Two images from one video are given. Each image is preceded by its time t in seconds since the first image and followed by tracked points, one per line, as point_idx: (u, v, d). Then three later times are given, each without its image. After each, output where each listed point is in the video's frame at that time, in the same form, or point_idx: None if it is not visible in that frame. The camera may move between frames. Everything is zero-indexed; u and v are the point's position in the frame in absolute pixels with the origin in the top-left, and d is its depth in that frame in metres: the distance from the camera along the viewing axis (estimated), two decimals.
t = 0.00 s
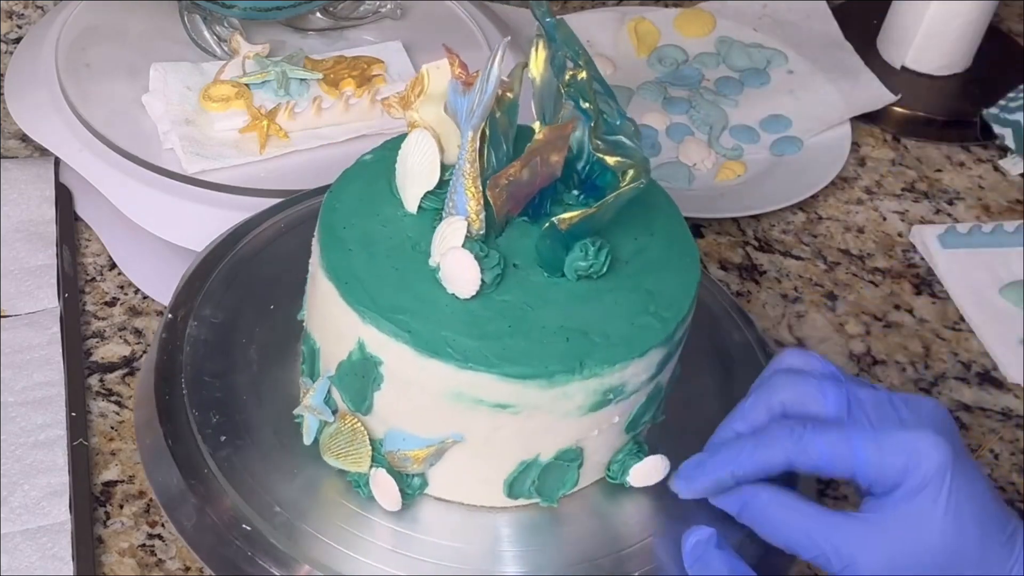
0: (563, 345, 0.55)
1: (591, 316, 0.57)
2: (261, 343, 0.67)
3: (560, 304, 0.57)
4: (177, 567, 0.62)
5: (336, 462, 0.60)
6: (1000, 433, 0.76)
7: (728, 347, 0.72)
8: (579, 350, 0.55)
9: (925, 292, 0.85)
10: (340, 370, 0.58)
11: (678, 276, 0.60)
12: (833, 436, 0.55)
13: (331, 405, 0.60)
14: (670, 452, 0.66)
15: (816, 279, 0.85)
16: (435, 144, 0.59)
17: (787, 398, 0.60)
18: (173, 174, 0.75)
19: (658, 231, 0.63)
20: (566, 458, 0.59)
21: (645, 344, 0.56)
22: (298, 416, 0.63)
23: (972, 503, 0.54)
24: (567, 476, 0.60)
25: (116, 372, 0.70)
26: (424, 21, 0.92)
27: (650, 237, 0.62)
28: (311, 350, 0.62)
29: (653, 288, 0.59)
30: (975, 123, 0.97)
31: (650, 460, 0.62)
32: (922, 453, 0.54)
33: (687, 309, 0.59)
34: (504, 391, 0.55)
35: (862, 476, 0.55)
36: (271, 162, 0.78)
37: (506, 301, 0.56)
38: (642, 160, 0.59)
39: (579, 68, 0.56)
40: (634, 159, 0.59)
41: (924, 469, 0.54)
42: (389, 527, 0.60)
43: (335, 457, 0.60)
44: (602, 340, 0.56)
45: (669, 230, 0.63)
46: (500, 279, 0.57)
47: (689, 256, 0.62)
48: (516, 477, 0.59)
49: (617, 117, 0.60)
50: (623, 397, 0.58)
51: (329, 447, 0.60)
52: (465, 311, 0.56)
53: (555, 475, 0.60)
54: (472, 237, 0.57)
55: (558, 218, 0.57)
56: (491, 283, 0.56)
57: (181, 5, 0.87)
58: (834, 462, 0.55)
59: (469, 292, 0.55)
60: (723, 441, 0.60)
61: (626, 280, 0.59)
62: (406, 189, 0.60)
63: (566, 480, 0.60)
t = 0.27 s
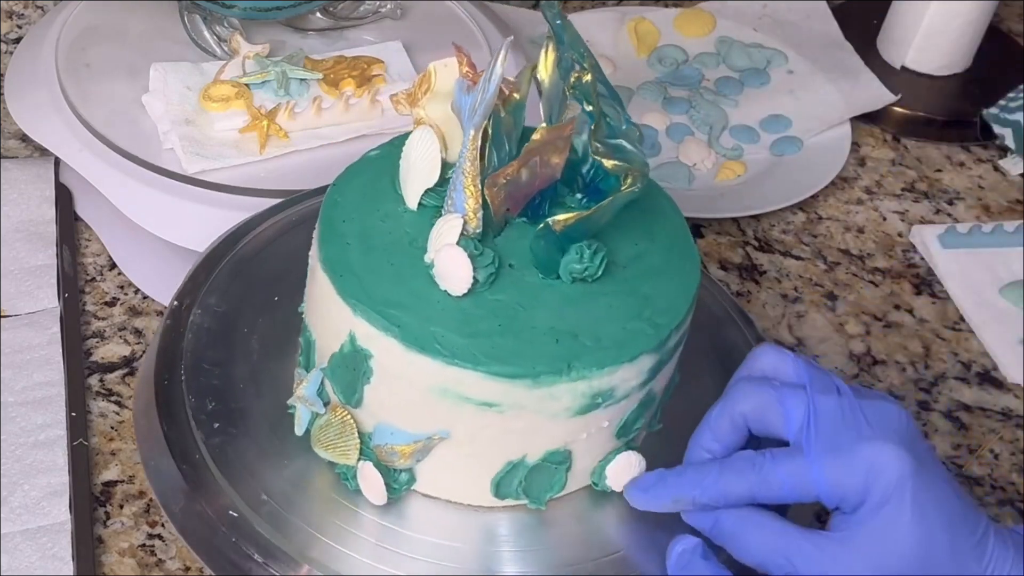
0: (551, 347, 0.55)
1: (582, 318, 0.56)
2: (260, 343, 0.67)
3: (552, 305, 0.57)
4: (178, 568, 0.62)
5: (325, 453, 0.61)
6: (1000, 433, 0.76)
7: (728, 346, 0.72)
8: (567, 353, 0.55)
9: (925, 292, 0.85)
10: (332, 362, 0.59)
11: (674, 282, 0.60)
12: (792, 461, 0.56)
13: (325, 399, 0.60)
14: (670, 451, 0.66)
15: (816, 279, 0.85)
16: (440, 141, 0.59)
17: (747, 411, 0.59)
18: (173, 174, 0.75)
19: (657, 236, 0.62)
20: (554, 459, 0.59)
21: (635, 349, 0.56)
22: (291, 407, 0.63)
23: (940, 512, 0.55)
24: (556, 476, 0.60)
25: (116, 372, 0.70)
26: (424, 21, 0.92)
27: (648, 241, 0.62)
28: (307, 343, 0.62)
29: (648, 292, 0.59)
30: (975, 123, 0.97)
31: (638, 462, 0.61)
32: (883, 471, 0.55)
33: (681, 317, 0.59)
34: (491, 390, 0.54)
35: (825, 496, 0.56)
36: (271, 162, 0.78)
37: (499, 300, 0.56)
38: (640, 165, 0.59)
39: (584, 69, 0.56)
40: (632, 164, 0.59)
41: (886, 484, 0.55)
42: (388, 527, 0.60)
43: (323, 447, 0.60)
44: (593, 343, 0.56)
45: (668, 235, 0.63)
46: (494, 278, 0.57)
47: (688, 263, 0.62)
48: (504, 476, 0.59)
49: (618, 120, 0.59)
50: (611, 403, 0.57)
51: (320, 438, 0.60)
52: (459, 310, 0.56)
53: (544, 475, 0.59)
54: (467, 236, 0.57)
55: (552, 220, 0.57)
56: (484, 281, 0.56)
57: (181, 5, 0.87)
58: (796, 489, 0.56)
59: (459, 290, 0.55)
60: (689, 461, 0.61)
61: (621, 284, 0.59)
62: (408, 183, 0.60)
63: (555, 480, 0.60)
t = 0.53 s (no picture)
0: (499, 344, 0.54)
1: (545, 322, 0.55)
2: (260, 343, 0.67)
3: (516, 303, 0.56)
4: (177, 568, 0.62)
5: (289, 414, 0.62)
6: (1000, 433, 0.76)
7: (728, 347, 0.72)
8: (514, 353, 0.54)
9: (925, 292, 0.85)
10: (305, 323, 0.61)
11: (660, 301, 0.58)
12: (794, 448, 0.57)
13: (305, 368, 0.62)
14: (671, 452, 0.66)
15: (816, 279, 0.85)
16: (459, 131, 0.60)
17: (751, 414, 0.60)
18: (173, 174, 0.75)
19: (659, 251, 0.60)
20: (496, 460, 0.58)
21: (592, 363, 0.54)
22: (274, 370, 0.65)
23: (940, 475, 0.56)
24: (500, 479, 0.59)
25: (116, 372, 0.70)
26: (425, 20, 0.92)
27: (648, 256, 0.60)
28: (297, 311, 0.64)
29: (627, 310, 0.57)
30: (976, 122, 0.96)
31: (588, 478, 0.60)
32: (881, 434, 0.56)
33: (658, 340, 0.56)
34: (433, 373, 0.54)
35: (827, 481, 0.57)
36: (271, 162, 0.78)
37: (468, 294, 0.56)
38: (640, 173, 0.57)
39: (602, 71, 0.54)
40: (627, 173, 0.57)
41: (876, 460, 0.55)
42: (387, 527, 0.59)
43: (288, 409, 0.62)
44: (548, 352, 0.54)
45: (675, 252, 0.61)
46: (467, 269, 0.57)
47: (685, 286, 0.59)
48: (445, 467, 0.59)
49: (634, 122, 0.57)
50: (555, 413, 0.56)
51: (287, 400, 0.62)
52: (418, 294, 0.56)
53: (485, 475, 0.59)
54: (454, 225, 0.57)
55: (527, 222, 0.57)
56: (455, 271, 0.56)
57: (181, 5, 0.87)
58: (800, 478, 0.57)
59: (428, 276, 0.56)
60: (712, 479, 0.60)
61: (601, 295, 0.57)
62: (421, 164, 0.60)
63: (500, 483, 0.59)
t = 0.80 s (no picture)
0: (462, 337, 0.54)
1: (517, 324, 0.55)
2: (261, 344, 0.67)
3: (492, 301, 0.55)
4: (177, 568, 0.62)
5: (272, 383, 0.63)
6: (1000, 433, 0.76)
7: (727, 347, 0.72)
8: (477, 347, 0.53)
9: (925, 292, 0.85)
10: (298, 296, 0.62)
11: (640, 317, 0.56)
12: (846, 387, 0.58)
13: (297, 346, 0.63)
14: (671, 452, 0.66)
15: (816, 279, 0.85)
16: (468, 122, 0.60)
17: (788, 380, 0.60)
18: (173, 174, 0.75)
19: (651, 270, 0.59)
20: (457, 453, 0.58)
21: (555, 368, 0.53)
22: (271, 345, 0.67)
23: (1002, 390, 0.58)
24: (463, 473, 0.58)
25: (115, 372, 0.70)
26: (425, 20, 0.92)
27: (641, 274, 0.59)
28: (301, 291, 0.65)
29: (604, 322, 0.56)
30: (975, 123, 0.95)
31: (550, 484, 0.59)
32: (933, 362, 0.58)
33: (630, 355, 0.55)
34: (395, 356, 0.55)
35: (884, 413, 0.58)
36: (271, 162, 0.78)
37: (450, 288, 0.56)
38: (636, 189, 0.57)
39: (615, 79, 0.54)
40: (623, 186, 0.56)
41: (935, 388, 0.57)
42: (386, 527, 0.59)
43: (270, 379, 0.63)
44: (512, 352, 0.53)
45: (671, 273, 0.59)
46: (454, 262, 0.57)
47: (672, 309, 0.57)
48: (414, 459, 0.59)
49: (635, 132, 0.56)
50: (515, 416, 0.55)
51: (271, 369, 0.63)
52: (398, 281, 0.56)
53: (447, 468, 0.58)
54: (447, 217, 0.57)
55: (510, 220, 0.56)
56: (440, 262, 0.56)
57: (181, 5, 0.87)
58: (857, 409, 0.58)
59: (410, 262, 0.56)
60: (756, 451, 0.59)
61: (580, 304, 0.56)
62: (430, 156, 0.61)
63: (462, 477, 0.59)
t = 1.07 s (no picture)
0: (412, 318, 0.55)
1: (473, 320, 0.55)
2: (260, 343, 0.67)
3: (454, 290, 0.56)
4: (177, 568, 0.62)
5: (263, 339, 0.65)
6: (1000, 433, 0.76)
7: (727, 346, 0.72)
8: (422, 329, 0.55)
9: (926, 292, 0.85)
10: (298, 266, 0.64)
11: (599, 336, 0.55)
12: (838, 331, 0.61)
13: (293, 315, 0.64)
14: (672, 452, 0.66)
15: (816, 279, 0.85)
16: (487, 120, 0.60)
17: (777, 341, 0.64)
18: (173, 174, 0.75)
19: (633, 291, 0.58)
20: (399, 434, 0.58)
21: (493, 367, 0.53)
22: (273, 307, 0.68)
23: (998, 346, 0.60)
24: (403, 453, 0.59)
25: (116, 372, 0.70)
26: (425, 20, 0.92)
27: (623, 293, 0.58)
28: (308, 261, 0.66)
29: (561, 334, 0.55)
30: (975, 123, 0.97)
31: (489, 488, 0.58)
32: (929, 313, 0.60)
33: (573, 371, 0.54)
34: (349, 326, 0.56)
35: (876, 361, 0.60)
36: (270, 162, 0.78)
37: (422, 270, 0.57)
38: (614, 210, 0.55)
39: (624, 95, 0.52)
40: (599, 204, 0.55)
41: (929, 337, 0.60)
42: (384, 526, 0.59)
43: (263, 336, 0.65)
44: (456, 341, 0.54)
45: (654, 290, 0.58)
46: (433, 248, 0.58)
47: (639, 335, 0.56)
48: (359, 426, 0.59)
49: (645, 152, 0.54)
50: (450, 405, 0.56)
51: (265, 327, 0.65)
52: (375, 256, 0.58)
53: (388, 448, 0.59)
54: (441, 206, 0.58)
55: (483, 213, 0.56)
56: (420, 244, 0.58)
57: (181, 5, 0.87)
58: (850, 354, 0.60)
59: (389, 238, 0.58)
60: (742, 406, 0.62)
61: (542, 313, 0.56)
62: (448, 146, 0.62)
63: (401, 458, 0.59)
